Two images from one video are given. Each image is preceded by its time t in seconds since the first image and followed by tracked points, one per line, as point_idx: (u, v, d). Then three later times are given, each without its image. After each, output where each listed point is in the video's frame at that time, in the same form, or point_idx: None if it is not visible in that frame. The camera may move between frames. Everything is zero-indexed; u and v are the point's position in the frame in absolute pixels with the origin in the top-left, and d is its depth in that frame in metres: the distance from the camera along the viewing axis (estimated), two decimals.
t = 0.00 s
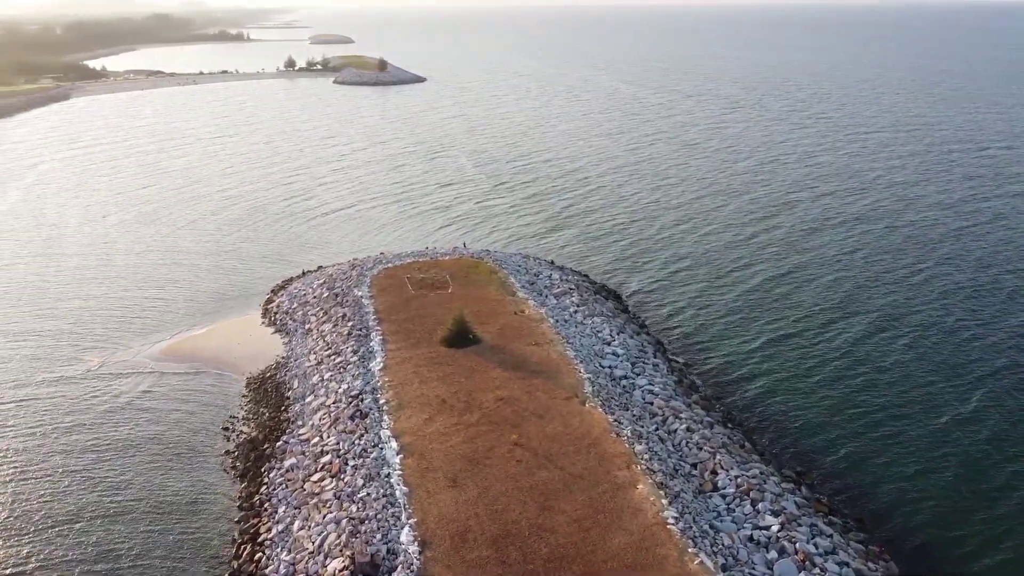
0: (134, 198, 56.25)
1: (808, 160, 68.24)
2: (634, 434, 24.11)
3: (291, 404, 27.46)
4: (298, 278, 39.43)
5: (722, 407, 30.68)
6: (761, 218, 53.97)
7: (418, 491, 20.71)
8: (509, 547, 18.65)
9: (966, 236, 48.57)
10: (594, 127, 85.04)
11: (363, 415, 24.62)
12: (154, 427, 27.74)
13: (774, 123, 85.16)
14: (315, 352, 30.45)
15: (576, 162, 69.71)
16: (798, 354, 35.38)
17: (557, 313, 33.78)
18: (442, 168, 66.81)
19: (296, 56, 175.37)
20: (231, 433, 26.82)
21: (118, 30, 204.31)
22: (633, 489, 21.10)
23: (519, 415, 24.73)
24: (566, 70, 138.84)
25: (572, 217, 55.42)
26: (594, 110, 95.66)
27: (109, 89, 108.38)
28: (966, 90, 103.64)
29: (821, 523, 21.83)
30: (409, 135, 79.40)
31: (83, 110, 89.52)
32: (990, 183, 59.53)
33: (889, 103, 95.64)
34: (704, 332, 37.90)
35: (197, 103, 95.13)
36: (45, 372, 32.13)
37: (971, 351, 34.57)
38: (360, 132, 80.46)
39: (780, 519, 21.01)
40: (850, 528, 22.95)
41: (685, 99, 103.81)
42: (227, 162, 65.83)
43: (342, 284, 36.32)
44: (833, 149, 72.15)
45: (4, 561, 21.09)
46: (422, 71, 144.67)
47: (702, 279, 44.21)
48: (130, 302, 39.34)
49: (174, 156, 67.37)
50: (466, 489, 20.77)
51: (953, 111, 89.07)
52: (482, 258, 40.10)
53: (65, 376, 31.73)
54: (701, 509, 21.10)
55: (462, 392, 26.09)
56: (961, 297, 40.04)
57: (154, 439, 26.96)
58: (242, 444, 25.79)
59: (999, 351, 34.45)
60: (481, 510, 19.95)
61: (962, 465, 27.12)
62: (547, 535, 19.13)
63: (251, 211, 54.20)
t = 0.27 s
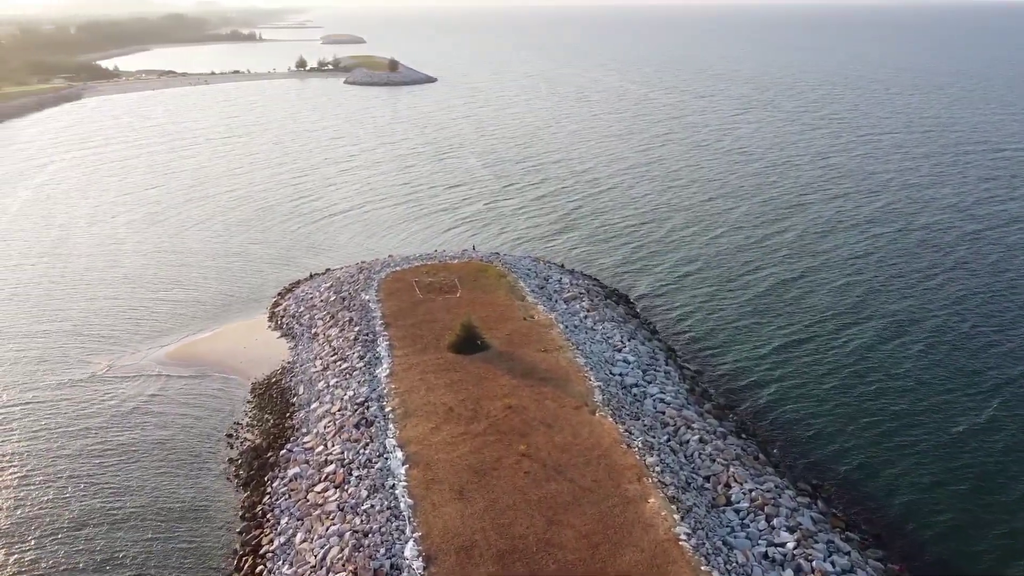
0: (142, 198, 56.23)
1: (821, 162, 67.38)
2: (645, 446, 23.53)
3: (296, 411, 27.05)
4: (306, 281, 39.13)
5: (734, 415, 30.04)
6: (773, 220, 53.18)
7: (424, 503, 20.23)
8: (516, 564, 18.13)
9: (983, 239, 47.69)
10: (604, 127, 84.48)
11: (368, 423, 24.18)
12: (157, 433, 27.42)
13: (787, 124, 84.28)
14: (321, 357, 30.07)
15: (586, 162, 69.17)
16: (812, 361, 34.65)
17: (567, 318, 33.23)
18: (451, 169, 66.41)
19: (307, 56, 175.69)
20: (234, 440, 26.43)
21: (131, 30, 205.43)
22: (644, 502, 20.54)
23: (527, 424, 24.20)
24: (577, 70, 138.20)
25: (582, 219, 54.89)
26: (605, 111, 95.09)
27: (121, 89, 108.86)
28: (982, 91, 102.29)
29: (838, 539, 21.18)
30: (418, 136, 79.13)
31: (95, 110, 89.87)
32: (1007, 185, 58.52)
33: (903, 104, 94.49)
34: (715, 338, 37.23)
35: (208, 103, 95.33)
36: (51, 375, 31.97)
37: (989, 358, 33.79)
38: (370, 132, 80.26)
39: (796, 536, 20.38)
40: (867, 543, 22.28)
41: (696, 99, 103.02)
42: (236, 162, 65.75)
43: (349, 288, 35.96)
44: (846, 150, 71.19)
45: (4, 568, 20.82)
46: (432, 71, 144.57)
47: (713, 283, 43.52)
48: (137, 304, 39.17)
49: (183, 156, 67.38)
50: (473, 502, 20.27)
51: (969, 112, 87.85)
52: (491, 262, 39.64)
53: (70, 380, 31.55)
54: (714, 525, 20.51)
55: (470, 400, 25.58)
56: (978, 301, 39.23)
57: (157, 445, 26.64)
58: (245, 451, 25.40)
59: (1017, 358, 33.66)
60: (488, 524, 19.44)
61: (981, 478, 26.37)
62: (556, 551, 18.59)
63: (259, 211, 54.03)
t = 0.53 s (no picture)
0: (152, 199, 56.15)
1: (835, 163, 66.46)
2: (657, 457, 22.92)
3: (301, 418, 26.63)
4: (313, 284, 38.77)
5: (747, 424, 29.37)
6: (786, 222, 52.35)
7: (429, 517, 19.73)
8: None
9: (1000, 242, 46.75)
10: (615, 128, 83.85)
11: (373, 432, 23.71)
12: (161, 439, 27.11)
13: (800, 125, 83.32)
14: (327, 363, 29.65)
15: (597, 163, 68.58)
16: (826, 368, 33.90)
17: (577, 324, 32.64)
18: (460, 170, 66.01)
19: (319, 56, 175.92)
20: (238, 447, 26.03)
21: (144, 29, 206.39)
22: (655, 517, 19.94)
23: (536, 434, 23.64)
24: (588, 70, 137.56)
25: (592, 221, 54.30)
26: (616, 111, 94.43)
27: (134, 89, 109.23)
28: (999, 91, 100.86)
29: (856, 556, 20.51)
30: (428, 136, 78.80)
31: (107, 110, 90.17)
32: None
33: (919, 105, 93.27)
34: (727, 344, 36.54)
35: (219, 103, 95.42)
36: (56, 379, 31.76)
37: (1007, 366, 32.97)
38: (380, 133, 80.00)
39: (813, 553, 19.74)
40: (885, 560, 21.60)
41: (708, 100, 102.15)
42: (245, 163, 65.61)
43: (356, 291, 35.55)
44: (861, 152, 70.23)
45: None
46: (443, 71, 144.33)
47: (725, 287, 42.80)
48: (144, 306, 38.98)
49: (193, 157, 67.35)
50: (479, 515, 19.76)
51: (986, 113, 86.57)
52: (500, 265, 39.13)
53: (75, 384, 31.33)
54: (728, 541, 19.88)
55: (477, 409, 25.06)
56: (996, 307, 38.39)
57: (161, 451, 26.31)
58: (249, 459, 24.99)
59: None
60: (495, 539, 18.91)
61: (1001, 492, 25.59)
62: (564, 568, 18.05)
63: (268, 212, 53.83)
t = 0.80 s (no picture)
0: (161, 200, 56.08)
1: (849, 165, 65.55)
2: (669, 469, 22.33)
3: (305, 425, 26.23)
4: (320, 287, 38.43)
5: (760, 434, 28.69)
6: (799, 224, 51.56)
7: (434, 530, 19.28)
8: None
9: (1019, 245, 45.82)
10: (625, 129, 83.22)
11: (378, 441, 23.27)
12: (165, 444, 26.80)
13: (813, 126, 82.36)
14: (332, 369, 29.24)
15: (607, 164, 67.97)
16: (840, 375, 33.17)
17: (587, 330, 32.07)
18: (470, 170, 65.61)
19: (330, 56, 176.13)
20: (241, 454, 25.65)
21: (157, 30, 207.57)
22: (666, 532, 19.38)
23: (544, 444, 23.12)
24: (599, 71, 136.96)
25: (602, 222, 53.71)
26: (627, 112, 93.77)
27: (146, 89, 109.58)
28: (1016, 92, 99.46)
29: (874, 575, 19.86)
30: (437, 137, 78.46)
31: (119, 110, 90.48)
32: None
33: (934, 106, 92.05)
34: (740, 350, 35.86)
35: (229, 103, 95.50)
36: (61, 382, 31.57)
37: None
38: (389, 133, 79.74)
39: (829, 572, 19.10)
40: None
41: (720, 100, 101.29)
42: (254, 163, 65.48)
43: (364, 295, 35.15)
44: (875, 153, 69.28)
45: None
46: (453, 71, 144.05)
47: (737, 290, 42.10)
48: (150, 307, 38.81)
49: (203, 157, 67.32)
50: (485, 529, 19.28)
51: (1003, 114, 85.32)
52: (509, 269, 38.63)
53: (80, 387, 31.13)
54: (741, 558, 19.29)
55: (485, 417, 24.57)
56: (1014, 312, 37.54)
57: (165, 457, 25.98)
58: (252, 467, 24.60)
59: None
60: (501, 555, 18.43)
61: (1021, 506, 24.82)
62: None
63: (276, 213, 53.62)
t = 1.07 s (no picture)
0: (170, 200, 56.00)
1: (864, 166, 64.57)
2: (680, 482, 21.71)
3: (309, 433, 25.81)
4: (327, 291, 38.06)
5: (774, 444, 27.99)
6: (812, 227, 50.74)
7: (438, 545, 18.79)
8: None
9: None
10: (637, 129, 82.53)
11: (383, 451, 22.80)
12: (168, 450, 26.53)
13: (827, 127, 81.39)
14: (338, 374, 28.78)
15: (618, 165, 67.33)
16: (854, 383, 32.44)
17: (597, 336, 31.46)
18: (479, 171, 65.17)
19: (341, 56, 176.28)
20: (244, 462, 25.28)
21: (170, 29, 208.44)
22: (678, 549, 18.78)
23: (552, 455, 22.57)
24: (609, 71, 136.21)
25: (612, 224, 53.09)
26: (638, 112, 93.07)
27: (158, 89, 109.93)
28: None
29: None
30: (447, 137, 78.07)
31: (129, 110, 90.70)
32: None
33: (950, 107, 90.77)
34: (752, 356, 35.17)
35: (240, 104, 95.58)
36: (65, 385, 31.38)
37: None
38: (399, 133, 79.42)
39: None
40: None
41: (732, 101, 100.40)
42: (263, 163, 65.33)
43: (371, 299, 34.73)
44: (889, 154, 68.28)
45: None
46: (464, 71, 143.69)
47: (749, 294, 41.38)
48: (156, 310, 38.60)
49: (212, 157, 67.26)
50: (491, 544, 18.77)
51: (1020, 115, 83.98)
52: (518, 272, 38.08)
53: (84, 390, 30.92)
54: None
55: (491, 426, 24.05)
56: None
57: (168, 464, 25.71)
58: (255, 475, 24.22)
59: None
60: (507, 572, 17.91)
61: None
62: None
63: (284, 214, 53.38)
